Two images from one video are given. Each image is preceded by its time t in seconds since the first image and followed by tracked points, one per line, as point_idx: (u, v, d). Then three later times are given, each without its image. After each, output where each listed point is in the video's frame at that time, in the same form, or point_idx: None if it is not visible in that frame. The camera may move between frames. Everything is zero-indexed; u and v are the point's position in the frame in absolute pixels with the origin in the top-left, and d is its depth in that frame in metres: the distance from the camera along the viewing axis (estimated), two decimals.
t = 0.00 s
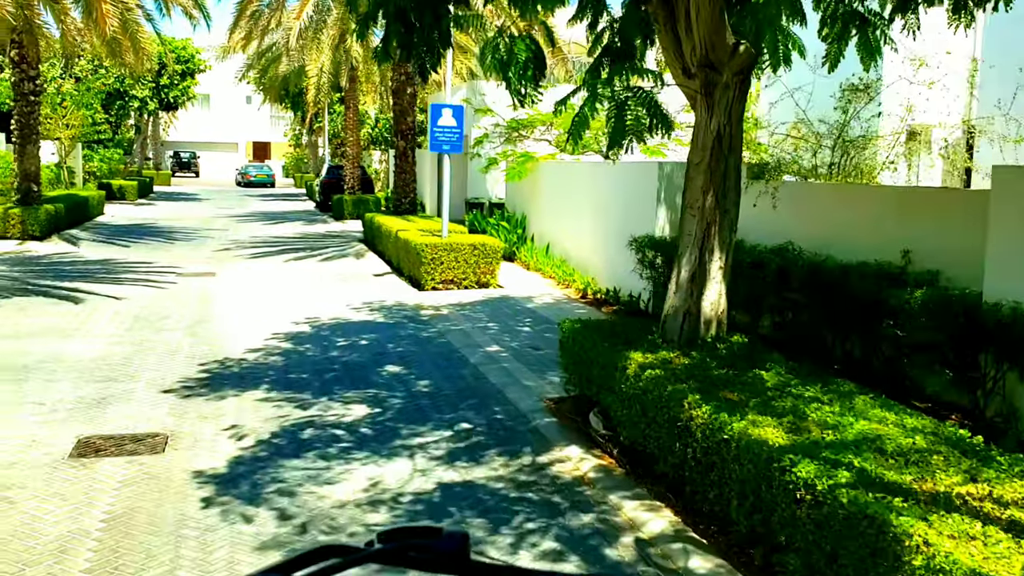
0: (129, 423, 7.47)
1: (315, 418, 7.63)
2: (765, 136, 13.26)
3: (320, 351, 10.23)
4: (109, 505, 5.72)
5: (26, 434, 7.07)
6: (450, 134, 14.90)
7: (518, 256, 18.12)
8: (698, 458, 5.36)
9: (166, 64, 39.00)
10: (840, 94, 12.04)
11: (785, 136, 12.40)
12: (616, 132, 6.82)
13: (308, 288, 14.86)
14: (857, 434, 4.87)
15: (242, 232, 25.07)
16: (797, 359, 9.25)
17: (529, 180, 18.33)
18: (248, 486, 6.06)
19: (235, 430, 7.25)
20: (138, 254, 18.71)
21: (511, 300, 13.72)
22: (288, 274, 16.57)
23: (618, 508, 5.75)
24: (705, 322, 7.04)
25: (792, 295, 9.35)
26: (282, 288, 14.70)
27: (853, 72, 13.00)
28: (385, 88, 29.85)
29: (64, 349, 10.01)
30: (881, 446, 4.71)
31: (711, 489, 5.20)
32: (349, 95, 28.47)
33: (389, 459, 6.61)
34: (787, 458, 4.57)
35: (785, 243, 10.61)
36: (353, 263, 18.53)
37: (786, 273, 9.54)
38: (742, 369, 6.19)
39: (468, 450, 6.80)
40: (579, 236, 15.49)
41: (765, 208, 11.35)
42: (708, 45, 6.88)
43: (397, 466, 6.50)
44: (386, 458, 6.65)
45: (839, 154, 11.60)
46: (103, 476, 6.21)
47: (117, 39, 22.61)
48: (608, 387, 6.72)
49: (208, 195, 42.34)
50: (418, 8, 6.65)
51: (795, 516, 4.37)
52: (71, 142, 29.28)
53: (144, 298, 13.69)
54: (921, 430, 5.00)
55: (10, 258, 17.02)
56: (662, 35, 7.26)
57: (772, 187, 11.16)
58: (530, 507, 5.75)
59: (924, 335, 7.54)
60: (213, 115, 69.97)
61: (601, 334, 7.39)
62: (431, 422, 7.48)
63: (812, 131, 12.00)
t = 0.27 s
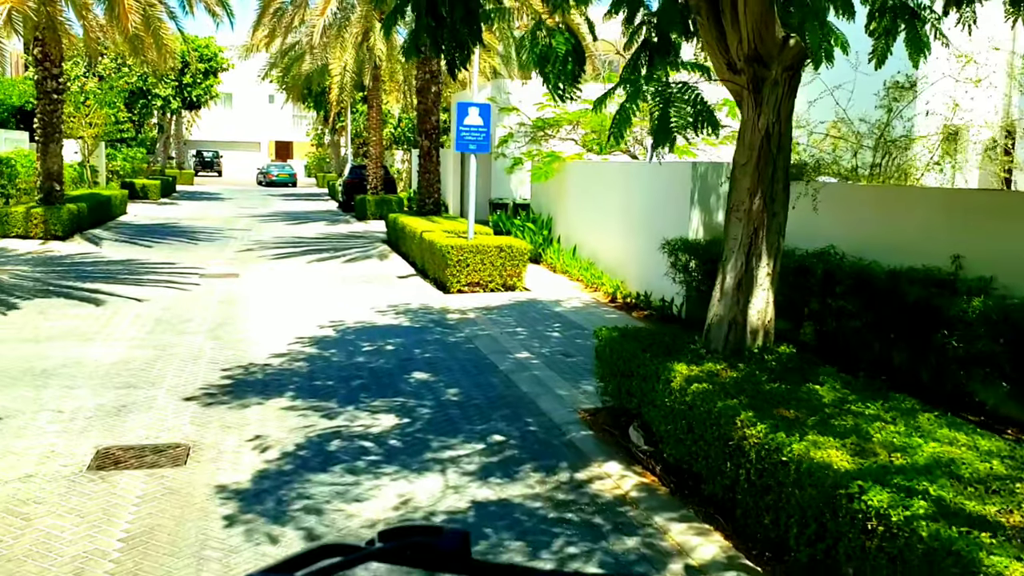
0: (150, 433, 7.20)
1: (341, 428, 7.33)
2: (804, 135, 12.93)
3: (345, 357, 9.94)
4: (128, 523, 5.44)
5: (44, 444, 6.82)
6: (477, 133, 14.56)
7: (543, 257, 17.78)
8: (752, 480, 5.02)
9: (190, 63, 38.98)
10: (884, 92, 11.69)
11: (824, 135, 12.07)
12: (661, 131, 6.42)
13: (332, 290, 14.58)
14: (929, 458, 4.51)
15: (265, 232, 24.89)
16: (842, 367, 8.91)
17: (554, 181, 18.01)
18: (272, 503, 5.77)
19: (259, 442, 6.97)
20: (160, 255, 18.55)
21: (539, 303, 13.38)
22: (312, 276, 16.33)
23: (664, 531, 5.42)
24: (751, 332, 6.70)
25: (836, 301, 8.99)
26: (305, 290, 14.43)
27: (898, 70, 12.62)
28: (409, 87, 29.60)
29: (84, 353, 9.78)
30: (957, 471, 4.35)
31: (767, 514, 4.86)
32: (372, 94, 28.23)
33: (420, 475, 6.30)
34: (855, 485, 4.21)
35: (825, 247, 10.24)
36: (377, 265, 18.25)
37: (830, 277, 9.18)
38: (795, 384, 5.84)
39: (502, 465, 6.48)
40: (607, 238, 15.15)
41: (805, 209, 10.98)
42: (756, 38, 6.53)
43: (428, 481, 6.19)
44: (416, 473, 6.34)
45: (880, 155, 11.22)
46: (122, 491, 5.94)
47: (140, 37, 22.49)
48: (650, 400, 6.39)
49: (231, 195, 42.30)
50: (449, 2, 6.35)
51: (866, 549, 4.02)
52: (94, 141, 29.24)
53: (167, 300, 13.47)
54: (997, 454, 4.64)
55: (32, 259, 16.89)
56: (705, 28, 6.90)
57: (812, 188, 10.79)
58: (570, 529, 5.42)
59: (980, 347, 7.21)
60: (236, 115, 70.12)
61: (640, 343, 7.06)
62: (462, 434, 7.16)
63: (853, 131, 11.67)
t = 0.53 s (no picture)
0: (175, 446, 6.82)
1: (376, 443, 6.91)
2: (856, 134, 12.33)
3: (377, 364, 9.51)
4: (150, 550, 5.05)
5: (64, 458, 6.46)
6: (511, 130, 13.93)
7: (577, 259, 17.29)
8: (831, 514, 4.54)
9: (218, 60, 38.83)
10: (943, 89, 11.07)
11: (878, 133, 11.48)
12: (722, 125, 5.77)
13: (362, 291, 14.19)
14: None
15: (293, 231, 24.59)
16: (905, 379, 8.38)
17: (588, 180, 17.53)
18: (305, 529, 5.36)
19: (289, 457, 6.56)
20: (188, 254, 18.26)
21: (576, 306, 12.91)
22: (341, 276, 15.96)
23: (731, 567, 4.95)
24: (818, 345, 6.22)
25: (899, 309, 8.46)
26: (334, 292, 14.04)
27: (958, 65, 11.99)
28: (438, 84, 29.20)
29: (108, 358, 9.45)
30: None
31: (849, 552, 4.37)
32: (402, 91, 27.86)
33: (461, 497, 5.86)
34: (961, 528, 3.71)
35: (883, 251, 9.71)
36: (406, 265, 17.85)
37: (892, 283, 8.64)
38: (873, 405, 5.34)
39: (549, 487, 6.03)
40: (645, 239, 14.66)
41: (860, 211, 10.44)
42: (827, 28, 6.02)
43: (470, 504, 5.75)
44: (457, 495, 5.90)
45: (939, 154, 10.62)
46: (145, 512, 5.55)
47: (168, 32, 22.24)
48: (709, 419, 5.92)
49: (258, 193, 42.17)
50: None
51: None
52: (123, 139, 29.09)
53: (193, 301, 13.13)
54: None
55: (59, 258, 16.66)
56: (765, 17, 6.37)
57: (867, 188, 10.25)
58: (628, 563, 4.96)
59: None
60: (264, 112, 70.15)
61: (696, 355, 6.58)
62: (504, 451, 6.72)
63: (909, 129, 11.06)
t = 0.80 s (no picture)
0: (192, 458, 6.53)
1: (401, 455, 6.59)
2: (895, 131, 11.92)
3: (400, 370, 9.19)
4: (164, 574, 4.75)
5: (76, 471, 6.19)
6: (536, 128, 13.57)
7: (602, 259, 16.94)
8: (896, 542, 4.18)
9: (238, 58, 38.73)
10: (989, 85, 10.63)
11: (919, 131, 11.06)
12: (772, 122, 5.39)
13: (383, 292, 13.88)
14: None
15: (313, 230, 24.37)
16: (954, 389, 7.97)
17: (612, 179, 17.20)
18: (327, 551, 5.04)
19: (311, 471, 6.26)
20: (207, 254, 18.06)
21: (603, 309, 12.55)
22: (362, 277, 15.68)
23: None
24: (871, 356, 5.85)
25: (947, 314, 8.05)
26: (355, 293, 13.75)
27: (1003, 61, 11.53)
28: (459, 83, 28.93)
29: (125, 362, 9.20)
30: None
31: None
32: (422, 90, 27.58)
33: (492, 515, 5.53)
34: None
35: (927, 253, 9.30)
36: (428, 266, 17.56)
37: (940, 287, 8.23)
38: (936, 422, 4.98)
39: (584, 505, 5.69)
40: (672, 240, 14.32)
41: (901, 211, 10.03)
42: (881, 19, 5.64)
43: (502, 524, 5.41)
44: (487, 513, 5.57)
45: (982, 153, 10.19)
46: (160, 532, 5.25)
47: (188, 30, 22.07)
48: (756, 434, 5.57)
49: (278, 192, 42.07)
50: None
51: None
52: (143, 138, 28.99)
53: (212, 303, 12.89)
54: None
55: (78, 258, 16.49)
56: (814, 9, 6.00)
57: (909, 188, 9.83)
58: None
59: None
60: (284, 111, 70.17)
61: (739, 365, 6.24)
62: (535, 466, 6.38)
63: (951, 126, 10.63)
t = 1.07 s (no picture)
0: (210, 473, 6.25)
1: (427, 471, 6.27)
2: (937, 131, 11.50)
3: (425, 379, 8.86)
4: None
5: (89, 487, 5.92)
6: (562, 129, 13.08)
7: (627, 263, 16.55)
8: None
9: (259, 59, 38.64)
10: None
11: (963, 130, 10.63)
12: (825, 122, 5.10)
13: (405, 296, 13.58)
14: None
15: (333, 232, 24.14)
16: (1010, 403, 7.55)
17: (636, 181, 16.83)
18: None
19: (333, 489, 5.95)
20: (227, 256, 17.84)
21: (631, 314, 12.19)
22: (383, 280, 15.38)
23: None
24: (929, 370, 5.48)
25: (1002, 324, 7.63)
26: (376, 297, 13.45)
27: None
28: (481, 83, 28.63)
29: (141, 370, 8.93)
30: None
31: None
32: (444, 90, 27.29)
33: (525, 540, 5.20)
34: None
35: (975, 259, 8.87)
36: (450, 268, 17.25)
37: (993, 295, 7.77)
38: (1007, 445, 4.60)
39: (623, 529, 5.35)
40: (700, 244, 13.96)
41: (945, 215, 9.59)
42: (944, 9, 5.28)
43: (535, 549, 5.08)
44: (520, 537, 5.24)
45: None
46: (174, 556, 4.97)
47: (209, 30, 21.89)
48: (807, 454, 5.21)
49: (298, 193, 41.94)
50: None
51: None
52: (163, 139, 28.90)
53: (231, 307, 12.63)
54: None
55: (96, 260, 16.30)
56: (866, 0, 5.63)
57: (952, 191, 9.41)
58: None
59: None
60: (305, 112, 70.18)
61: (785, 377, 5.88)
62: (569, 484, 6.04)
63: (996, 125, 10.20)
